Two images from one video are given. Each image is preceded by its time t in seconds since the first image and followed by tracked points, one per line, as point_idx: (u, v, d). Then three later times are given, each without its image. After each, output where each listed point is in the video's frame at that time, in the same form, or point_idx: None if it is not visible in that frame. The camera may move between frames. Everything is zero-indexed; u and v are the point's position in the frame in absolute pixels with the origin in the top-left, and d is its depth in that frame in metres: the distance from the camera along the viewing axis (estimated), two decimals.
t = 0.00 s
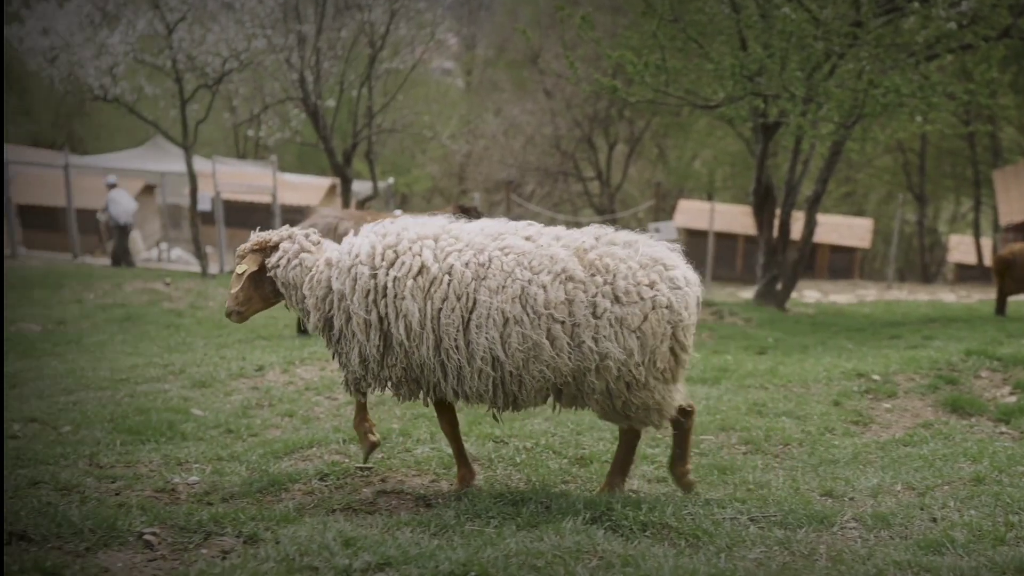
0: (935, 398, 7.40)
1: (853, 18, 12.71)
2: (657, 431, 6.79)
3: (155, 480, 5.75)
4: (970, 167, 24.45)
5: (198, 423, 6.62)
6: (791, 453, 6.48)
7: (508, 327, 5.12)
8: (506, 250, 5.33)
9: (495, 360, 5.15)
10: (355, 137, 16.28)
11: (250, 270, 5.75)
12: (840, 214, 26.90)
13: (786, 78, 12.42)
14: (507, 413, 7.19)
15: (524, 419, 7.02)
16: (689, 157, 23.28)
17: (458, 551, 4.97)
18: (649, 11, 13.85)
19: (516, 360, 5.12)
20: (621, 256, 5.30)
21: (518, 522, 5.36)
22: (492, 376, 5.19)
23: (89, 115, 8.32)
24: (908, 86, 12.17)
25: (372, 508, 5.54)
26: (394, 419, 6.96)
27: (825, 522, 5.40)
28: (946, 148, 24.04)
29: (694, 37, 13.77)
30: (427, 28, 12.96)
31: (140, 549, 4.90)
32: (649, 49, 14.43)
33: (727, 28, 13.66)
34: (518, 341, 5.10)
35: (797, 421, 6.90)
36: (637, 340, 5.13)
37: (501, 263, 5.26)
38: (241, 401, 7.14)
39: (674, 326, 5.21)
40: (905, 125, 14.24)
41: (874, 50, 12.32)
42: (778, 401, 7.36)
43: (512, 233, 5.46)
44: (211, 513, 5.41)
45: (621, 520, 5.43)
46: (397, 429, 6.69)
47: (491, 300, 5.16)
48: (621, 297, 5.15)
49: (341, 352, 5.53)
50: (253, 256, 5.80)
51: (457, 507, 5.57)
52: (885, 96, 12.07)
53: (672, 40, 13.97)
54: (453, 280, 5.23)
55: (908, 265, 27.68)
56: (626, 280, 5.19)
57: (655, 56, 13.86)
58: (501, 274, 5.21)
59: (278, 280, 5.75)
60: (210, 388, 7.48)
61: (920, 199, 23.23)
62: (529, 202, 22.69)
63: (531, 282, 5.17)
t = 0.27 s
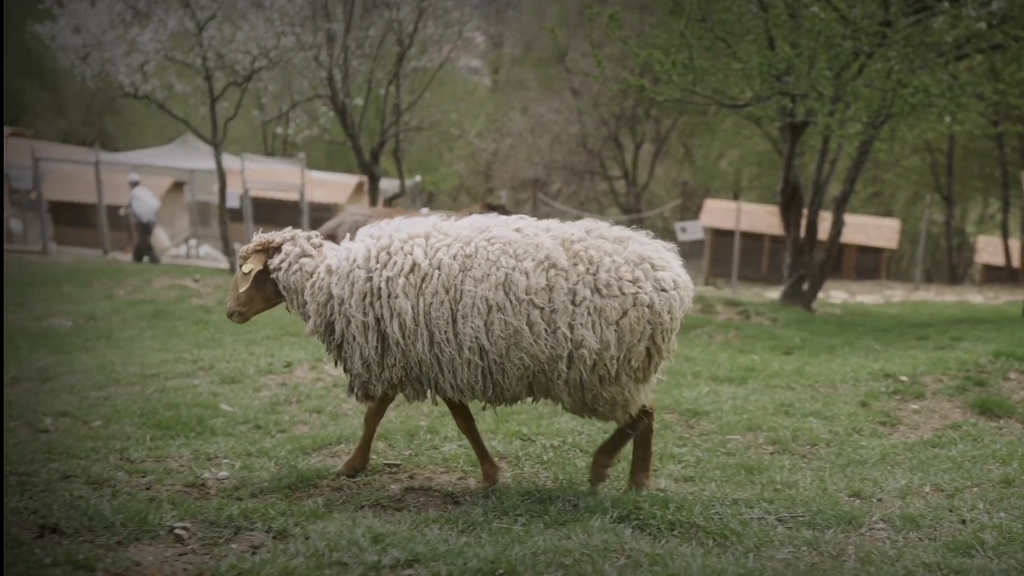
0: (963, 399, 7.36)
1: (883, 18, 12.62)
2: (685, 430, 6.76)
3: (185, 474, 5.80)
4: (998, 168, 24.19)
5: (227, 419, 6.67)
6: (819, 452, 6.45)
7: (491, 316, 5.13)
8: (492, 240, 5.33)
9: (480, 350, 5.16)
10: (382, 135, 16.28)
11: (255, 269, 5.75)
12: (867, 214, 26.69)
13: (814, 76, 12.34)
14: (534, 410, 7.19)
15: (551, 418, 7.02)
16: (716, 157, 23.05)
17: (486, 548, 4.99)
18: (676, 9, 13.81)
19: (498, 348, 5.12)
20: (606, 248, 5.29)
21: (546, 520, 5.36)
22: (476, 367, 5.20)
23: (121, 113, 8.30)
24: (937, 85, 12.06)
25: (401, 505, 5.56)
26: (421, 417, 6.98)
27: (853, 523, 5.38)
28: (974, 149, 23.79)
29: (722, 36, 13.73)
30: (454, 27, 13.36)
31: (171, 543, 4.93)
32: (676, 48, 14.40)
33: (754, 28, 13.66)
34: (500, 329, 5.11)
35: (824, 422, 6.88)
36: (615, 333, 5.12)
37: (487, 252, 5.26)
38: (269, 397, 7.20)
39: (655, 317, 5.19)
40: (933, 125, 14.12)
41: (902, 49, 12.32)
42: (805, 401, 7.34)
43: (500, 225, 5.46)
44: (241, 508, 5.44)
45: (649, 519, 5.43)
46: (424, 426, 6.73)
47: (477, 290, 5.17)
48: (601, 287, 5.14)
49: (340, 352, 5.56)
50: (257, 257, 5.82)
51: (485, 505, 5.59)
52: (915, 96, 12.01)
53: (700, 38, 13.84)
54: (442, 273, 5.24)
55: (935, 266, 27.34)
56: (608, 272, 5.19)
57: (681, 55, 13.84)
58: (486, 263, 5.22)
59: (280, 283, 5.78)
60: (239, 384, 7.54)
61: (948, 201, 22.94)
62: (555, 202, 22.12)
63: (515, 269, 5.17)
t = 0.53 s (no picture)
0: (990, 400, 7.30)
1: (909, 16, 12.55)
2: (709, 429, 6.75)
3: (211, 470, 5.83)
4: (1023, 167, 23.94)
5: (253, 415, 6.72)
6: (844, 452, 6.42)
7: (476, 307, 5.14)
8: (481, 234, 5.36)
9: (466, 342, 5.16)
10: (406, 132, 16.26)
11: (256, 272, 5.81)
12: (888, 213, 26.50)
13: (840, 74, 12.39)
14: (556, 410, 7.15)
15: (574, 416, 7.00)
16: (738, 156, 22.89)
17: (511, 546, 5.00)
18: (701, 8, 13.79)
19: (483, 339, 5.12)
20: (591, 241, 5.31)
21: (570, 518, 5.37)
22: (464, 360, 5.20)
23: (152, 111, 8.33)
24: (964, 84, 11.96)
25: (426, 501, 5.57)
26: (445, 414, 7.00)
27: (879, 523, 5.36)
28: (1000, 148, 23.55)
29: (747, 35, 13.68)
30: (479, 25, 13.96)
31: (197, 538, 4.96)
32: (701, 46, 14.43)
33: (780, 27, 13.64)
34: (485, 320, 5.11)
35: (849, 422, 6.85)
36: (599, 324, 5.08)
37: (475, 246, 5.29)
38: (294, 393, 7.26)
39: (641, 309, 5.15)
40: (959, 123, 14.01)
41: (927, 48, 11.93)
42: (829, 401, 7.32)
43: (490, 221, 5.49)
44: (267, 503, 5.47)
45: (674, 517, 5.43)
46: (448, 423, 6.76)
47: (464, 283, 5.18)
48: (585, 277, 5.14)
49: (335, 350, 5.57)
50: (257, 260, 5.89)
51: (510, 501, 5.60)
52: (940, 95, 11.88)
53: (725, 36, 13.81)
54: (431, 267, 5.27)
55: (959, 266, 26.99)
56: (592, 262, 5.18)
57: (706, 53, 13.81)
58: (473, 256, 5.24)
59: (277, 283, 5.82)
60: (265, 380, 7.60)
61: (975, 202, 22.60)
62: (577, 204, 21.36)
63: (500, 261, 5.20)
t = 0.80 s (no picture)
0: (1016, 402, 7.25)
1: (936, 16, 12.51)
2: (733, 429, 6.73)
3: (237, 464, 5.87)
4: None
5: (278, 410, 6.75)
6: (869, 452, 6.39)
7: (459, 310, 5.15)
8: (472, 236, 5.36)
9: (448, 345, 5.19)
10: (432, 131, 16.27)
11: (247, 272, 5.89)
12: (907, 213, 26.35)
13: (866, 74, 12.38)
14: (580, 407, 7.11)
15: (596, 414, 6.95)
16: (762, 155, 22.78)
17: (535, 544, 5.02)
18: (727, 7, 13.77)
19: (465, 342, 5.14)
20: (579, 246, 5.23)
21: (594, 517, 5.38)
22: (445, 360, 5.24)
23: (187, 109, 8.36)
24: (991, 84, 11.89)
25: (450, 498, 5.59)
26: (470, 410, 7.02)
27: (904, 525, 5.35)
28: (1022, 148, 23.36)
29: (773, 34, 13.66)
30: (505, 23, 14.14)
31: (225, 533, 4.98)
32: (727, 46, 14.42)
33: (806, 26, 13.56)
34: (467, 323, 5.12)
35: (874, 422, 6.84)
36: (580, 333, 5.01)
37: (463, 248, 5.30)
38: (320, 389, 7.30)
39: (625, 318, 5.05)
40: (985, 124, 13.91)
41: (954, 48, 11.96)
42: (854, 402, 7.30)
43: (483, 223, 5.48)
44: (293, 499, 5.50)
45: (698, 517, 5.44)
46: (473, 420, 6.77)
47: (448, 285, 5.20)
48: (569, 283, 5.07)
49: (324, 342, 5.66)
50: (250, 259, 5.97)
51: (534, 499, 5.61)
52: (966, 95, 11.80)
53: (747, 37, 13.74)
54: (417, 267, 5.30)
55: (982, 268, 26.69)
56: (577, 268, 5.11)
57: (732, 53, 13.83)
58: (460, 258, 5.25)
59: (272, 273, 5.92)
60: (290, 375, 7.64)
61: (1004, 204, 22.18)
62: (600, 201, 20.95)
63: (487, 265, 5.19)
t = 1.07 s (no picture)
0: None
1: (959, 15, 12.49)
2: (754, 429, 6.71)
3: (260, 462, 5.90)
4: None
5: (300, 408, 6.78)
6: (892, 452, 6.37)
7: (448, 316, 5.15)
8: (458, 240, 5.35)
9: (437, 347, 5.20)
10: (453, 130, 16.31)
11: (242, 262, 5.94)
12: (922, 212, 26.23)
13: (889, 73, 12.27)
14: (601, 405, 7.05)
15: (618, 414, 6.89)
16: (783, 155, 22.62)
17: (558, 543, 5.02)
18: (749, 6, 13.74)
19: (456, 347, 5.15)
20: (562, 242, 5.23)
21: (616, 515, 5.38)
22: (434, 363, 5.25)
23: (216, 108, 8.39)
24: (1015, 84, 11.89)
25: (472, 497, 5.61)
26: (491, 408, 7.04)
27: (927, 525, 5.34)
28: None
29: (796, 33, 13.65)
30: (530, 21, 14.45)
31: (247, 530, 5.00)
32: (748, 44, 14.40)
33: (829, 25, 13.34)
34: (457, 329, 5.12)
35: (896, 423, 6.83)
36: (571, 327, 5.04)
37: (449, 252, 5.28)
38: (342, 387, 7.34)
39: (611, 314, 5.07)
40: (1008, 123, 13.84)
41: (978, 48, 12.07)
42: (876, 402, 7.29)
43: (470, 226, 5.46)
44: (316, 496, 5.52)
45: (720, 516, 5.44)
46: (494, 419, 6.77)
47: (434, 290, 5.19)
48: (555, 282, 5.09)
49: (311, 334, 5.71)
50: (246, 250, 6.01)
51: (555, 498, 5.61)
52: (990, 94, 11.82)
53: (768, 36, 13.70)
54: (403, 268, 5.31)
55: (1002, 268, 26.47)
56: (563, 266, 5.12)
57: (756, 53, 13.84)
58: (447, 263, 5.24)
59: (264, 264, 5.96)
60: (313, 373, 7.67)
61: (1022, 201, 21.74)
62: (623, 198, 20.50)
63: (474, 270, 5.18)
